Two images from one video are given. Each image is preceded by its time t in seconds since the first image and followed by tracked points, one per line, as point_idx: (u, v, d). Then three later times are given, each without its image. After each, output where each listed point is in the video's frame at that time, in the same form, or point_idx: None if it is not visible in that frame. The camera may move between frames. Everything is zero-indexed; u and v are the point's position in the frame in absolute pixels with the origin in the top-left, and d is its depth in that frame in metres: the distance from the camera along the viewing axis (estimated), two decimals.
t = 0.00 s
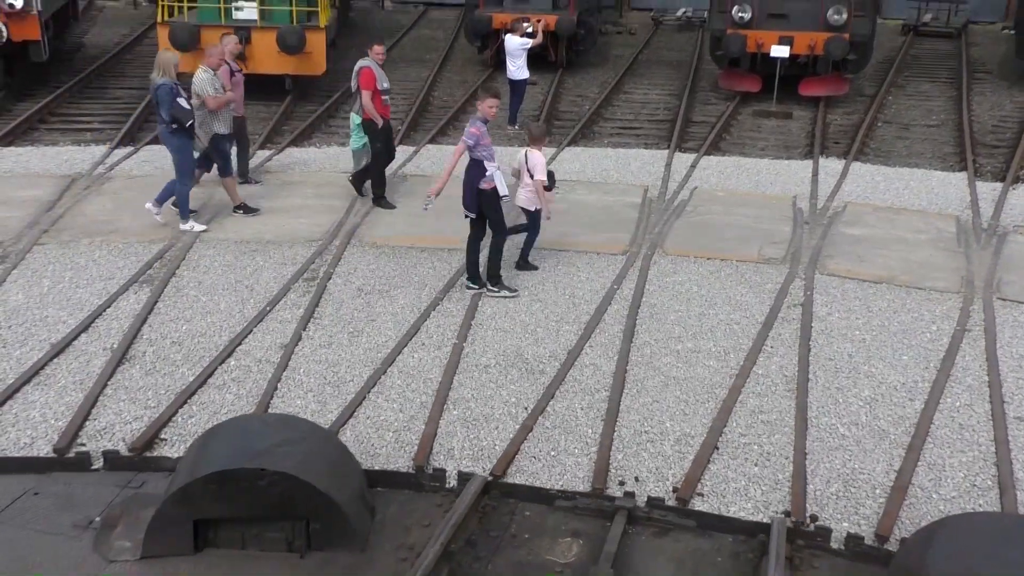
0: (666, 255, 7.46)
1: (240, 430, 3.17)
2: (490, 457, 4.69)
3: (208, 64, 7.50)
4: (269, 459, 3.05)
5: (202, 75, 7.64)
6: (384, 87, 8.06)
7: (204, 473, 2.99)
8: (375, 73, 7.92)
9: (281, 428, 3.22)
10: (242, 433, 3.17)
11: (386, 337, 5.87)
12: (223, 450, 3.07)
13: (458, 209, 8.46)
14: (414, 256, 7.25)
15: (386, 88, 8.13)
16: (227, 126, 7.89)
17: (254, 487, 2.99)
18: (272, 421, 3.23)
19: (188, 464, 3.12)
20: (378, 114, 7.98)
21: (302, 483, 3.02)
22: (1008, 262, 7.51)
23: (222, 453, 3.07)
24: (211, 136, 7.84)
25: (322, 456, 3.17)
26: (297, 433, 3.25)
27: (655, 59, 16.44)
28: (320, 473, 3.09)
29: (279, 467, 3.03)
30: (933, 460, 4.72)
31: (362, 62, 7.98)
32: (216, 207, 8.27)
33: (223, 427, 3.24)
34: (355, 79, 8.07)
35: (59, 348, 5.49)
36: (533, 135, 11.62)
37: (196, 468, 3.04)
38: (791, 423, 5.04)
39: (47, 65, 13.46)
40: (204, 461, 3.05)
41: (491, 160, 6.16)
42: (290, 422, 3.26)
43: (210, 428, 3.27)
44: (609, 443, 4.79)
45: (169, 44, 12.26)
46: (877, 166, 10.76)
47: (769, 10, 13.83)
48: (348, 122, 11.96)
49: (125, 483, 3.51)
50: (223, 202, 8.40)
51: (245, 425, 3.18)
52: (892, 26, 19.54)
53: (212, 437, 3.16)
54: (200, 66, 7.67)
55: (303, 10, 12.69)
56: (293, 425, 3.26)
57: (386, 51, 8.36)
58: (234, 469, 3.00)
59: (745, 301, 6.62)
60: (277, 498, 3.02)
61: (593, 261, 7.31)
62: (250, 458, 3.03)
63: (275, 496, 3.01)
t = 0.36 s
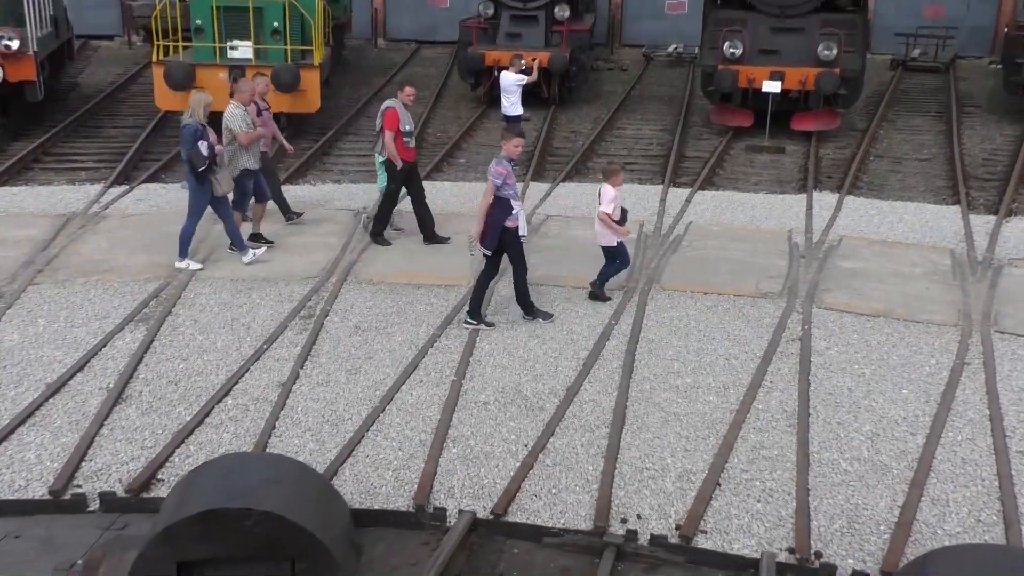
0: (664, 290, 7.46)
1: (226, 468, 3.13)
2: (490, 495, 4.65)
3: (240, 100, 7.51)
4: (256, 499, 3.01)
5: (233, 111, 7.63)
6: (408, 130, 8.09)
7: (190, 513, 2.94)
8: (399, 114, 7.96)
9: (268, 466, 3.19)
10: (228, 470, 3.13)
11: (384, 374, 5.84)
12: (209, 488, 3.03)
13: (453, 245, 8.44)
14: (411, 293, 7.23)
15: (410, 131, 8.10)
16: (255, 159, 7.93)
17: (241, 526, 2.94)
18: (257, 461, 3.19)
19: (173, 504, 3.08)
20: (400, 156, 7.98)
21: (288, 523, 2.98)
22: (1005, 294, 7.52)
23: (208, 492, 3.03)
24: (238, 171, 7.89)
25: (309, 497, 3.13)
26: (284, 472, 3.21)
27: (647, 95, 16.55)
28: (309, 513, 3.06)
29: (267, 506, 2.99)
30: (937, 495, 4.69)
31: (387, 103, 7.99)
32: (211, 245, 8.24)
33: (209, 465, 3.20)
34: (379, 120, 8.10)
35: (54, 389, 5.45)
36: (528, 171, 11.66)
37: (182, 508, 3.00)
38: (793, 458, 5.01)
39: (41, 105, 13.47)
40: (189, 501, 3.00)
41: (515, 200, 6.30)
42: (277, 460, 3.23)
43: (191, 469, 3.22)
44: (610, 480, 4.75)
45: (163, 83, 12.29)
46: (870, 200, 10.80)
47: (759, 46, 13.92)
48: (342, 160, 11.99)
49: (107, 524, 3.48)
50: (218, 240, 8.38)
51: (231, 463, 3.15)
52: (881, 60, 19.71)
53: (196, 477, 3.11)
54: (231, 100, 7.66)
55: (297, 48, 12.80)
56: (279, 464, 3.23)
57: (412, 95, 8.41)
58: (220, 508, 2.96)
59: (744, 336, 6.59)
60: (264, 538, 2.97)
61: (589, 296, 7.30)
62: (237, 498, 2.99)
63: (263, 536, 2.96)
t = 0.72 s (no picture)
0: (693, 323, 7.45)
1: (211, 504, 3.50)
2: (492, 529, 4.60)
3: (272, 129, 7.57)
4: (241, 533, 3.36)
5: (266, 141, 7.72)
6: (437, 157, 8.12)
7: (177, 545, 3.32)
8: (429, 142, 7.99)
9: (253, 500, 3.57)
10: (214, 503, 3.51)
11: (384, 407, 5.80)
12: (196, 521, 3.41)
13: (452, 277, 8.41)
14: (411, 325, 7.21)
15: (439, 158, 8.16)
16: (290, 190, 7.93)
17: (226, 559, 3.31)
18: (239, 497, 3.54)
19: (159, 536, 3.45)
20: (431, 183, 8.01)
21: (271, 557, 3.34)
22: (1004, 325, 7.51)
23: (193, 525, 3.41)
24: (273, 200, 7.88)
25: (289, 528, 3.50)
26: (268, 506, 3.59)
27: (643, 127, 16.63)
28: (290, 547, 3.43)
29: (250, 541, 3.35)
30: (942, 528, 4.66)
31: (416, 132, 8.01)
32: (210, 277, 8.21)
33: (196, 500, 3.57)
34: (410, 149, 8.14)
35: (51, 423, 5.40)
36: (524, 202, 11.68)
37: (166, 544, 3.36)
38: (797, 491, 4.98)
39: (39, 138, 13.47)
40: (175, 532, 3.39)
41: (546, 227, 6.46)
42: (261, 495, 3.60)
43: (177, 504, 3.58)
44: (613, 513, 4.71)
45: (161, 115, 12.31)
46: (866, 231, 10.83)
47: (753, 77, 13.98)
48: (339, 191, 12.00)
49: (89, 561, 3.69)
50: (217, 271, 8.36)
51: (218, 497, 3.52)
52: (873, 92, 19.85)
53: (184, 511, 3.49)
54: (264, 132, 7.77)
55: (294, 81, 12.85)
56: (264, 499, 3.60)
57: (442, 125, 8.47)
58: (208, 542, 3.32)
59: (745, 367, 6.56)
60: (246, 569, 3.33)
61: (588, 328, 7.28)
62: (225, 531, 3.36)
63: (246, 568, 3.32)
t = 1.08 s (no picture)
0: (658, 350, 7.44)
1: (187, 536, 3.41)
2: (490, 559, 4.56)
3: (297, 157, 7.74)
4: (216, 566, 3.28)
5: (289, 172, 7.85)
6: (459, 193, 8.11)
7: None
8: (450, 178, 7.98)
9: (231, 532, 3.46)
10: (190, 536, 3.41)
11: (379, 438, 5.75)
12: (169, 555, 3.32)
13: (446, 306, 8.39)
14: (406, 354, 7.18)
15: (461, 195, 8.14)
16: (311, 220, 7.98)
17: None
18: (222, 528, 3.47)
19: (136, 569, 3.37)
20: (452, 218, 8.00)
21: None
22: (998, 354, 7.52)
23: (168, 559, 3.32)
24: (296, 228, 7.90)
25: (272, 557, 3.41)
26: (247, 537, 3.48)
27: (634, 156, 16.71)
28: None
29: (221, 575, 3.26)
30: (942, 557, 4.63)
31: (438, 166, 8.01)
32: (203, 306, 8.17)
33: (175, 532, 3.48)
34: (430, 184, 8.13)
35: (43, 455, 5.34)
36: (518, 231, 11.69)
37: None
38: (795, 520, 4.95)
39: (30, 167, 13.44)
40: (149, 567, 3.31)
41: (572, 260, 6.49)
42: (240, 526, 3.50)
43: (162, 531, 3.52)
44: (611, 544, 4.68)
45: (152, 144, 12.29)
46: (858, 259, 10.86)
47: (744, 107, 14.05)
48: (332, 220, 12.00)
49: None
50: (210, 301, 8.32)
51: (193, 531, 3.42)
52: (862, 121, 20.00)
53: (161, 543, 3.41)
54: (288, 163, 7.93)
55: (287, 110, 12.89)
56: (243, 530, 3.49)
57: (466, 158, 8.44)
58: None
59: (741, 397, 6.54)
60: None
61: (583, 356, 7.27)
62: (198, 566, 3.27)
63: None
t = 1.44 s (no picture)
0: (658, 368, 7.43)
1: (180, 551, 3.43)
2: None
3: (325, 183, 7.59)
4: None
5: (318, 193, 7.71)
6: (487, 210, 8.05)
7: None
8: (478, 196, 7.93)
9: (220, 550, 3.49)
10: (181, 553, 3.43)
11: (378, 457, 5.72)
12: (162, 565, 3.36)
13: (444, 325, 8.36)
14: (404, 372, 7.15)
15: (490, 212, 8.07)
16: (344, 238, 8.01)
17: None
18: (213, 546, 3.50)
19: None
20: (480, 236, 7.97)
21: None
22: (997, 372, 7.51)
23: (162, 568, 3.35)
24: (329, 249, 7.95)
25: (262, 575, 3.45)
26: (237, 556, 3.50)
27: (630, 174, 16.73)
28: None
29: None
30: None
31: (466, 184, 7.97)
32: (201, 324, 8.14)
33: (166, 547, 3.51)
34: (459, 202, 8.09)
35: (40, 474, 5.31)
36: (515, 249, 11.69)
37: None
38: (798, 540, 4.93)
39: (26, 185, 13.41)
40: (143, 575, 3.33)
41: (611, 272, 6.54)
42: (228, 545, 3.54)
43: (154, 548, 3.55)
44: (613, 564, 4.65)
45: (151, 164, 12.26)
46: (855, 277, 10.88)
47: (739, 125, 14.09)
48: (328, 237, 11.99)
49: None
50: (208, 319, 8.29)
51: (185, 548, 3.45)
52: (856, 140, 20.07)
53: (152, 557, 3.42)
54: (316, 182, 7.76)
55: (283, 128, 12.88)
56: (232, 549, 3.53)
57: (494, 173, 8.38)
58: None
59: (741, 416, 6.52)
60: None
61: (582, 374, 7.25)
62: None
63: None
